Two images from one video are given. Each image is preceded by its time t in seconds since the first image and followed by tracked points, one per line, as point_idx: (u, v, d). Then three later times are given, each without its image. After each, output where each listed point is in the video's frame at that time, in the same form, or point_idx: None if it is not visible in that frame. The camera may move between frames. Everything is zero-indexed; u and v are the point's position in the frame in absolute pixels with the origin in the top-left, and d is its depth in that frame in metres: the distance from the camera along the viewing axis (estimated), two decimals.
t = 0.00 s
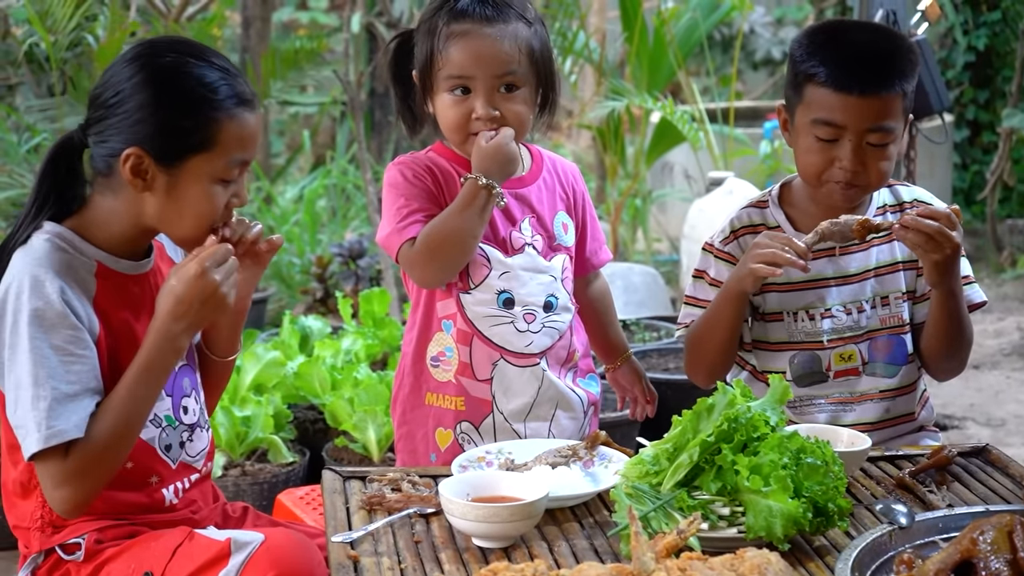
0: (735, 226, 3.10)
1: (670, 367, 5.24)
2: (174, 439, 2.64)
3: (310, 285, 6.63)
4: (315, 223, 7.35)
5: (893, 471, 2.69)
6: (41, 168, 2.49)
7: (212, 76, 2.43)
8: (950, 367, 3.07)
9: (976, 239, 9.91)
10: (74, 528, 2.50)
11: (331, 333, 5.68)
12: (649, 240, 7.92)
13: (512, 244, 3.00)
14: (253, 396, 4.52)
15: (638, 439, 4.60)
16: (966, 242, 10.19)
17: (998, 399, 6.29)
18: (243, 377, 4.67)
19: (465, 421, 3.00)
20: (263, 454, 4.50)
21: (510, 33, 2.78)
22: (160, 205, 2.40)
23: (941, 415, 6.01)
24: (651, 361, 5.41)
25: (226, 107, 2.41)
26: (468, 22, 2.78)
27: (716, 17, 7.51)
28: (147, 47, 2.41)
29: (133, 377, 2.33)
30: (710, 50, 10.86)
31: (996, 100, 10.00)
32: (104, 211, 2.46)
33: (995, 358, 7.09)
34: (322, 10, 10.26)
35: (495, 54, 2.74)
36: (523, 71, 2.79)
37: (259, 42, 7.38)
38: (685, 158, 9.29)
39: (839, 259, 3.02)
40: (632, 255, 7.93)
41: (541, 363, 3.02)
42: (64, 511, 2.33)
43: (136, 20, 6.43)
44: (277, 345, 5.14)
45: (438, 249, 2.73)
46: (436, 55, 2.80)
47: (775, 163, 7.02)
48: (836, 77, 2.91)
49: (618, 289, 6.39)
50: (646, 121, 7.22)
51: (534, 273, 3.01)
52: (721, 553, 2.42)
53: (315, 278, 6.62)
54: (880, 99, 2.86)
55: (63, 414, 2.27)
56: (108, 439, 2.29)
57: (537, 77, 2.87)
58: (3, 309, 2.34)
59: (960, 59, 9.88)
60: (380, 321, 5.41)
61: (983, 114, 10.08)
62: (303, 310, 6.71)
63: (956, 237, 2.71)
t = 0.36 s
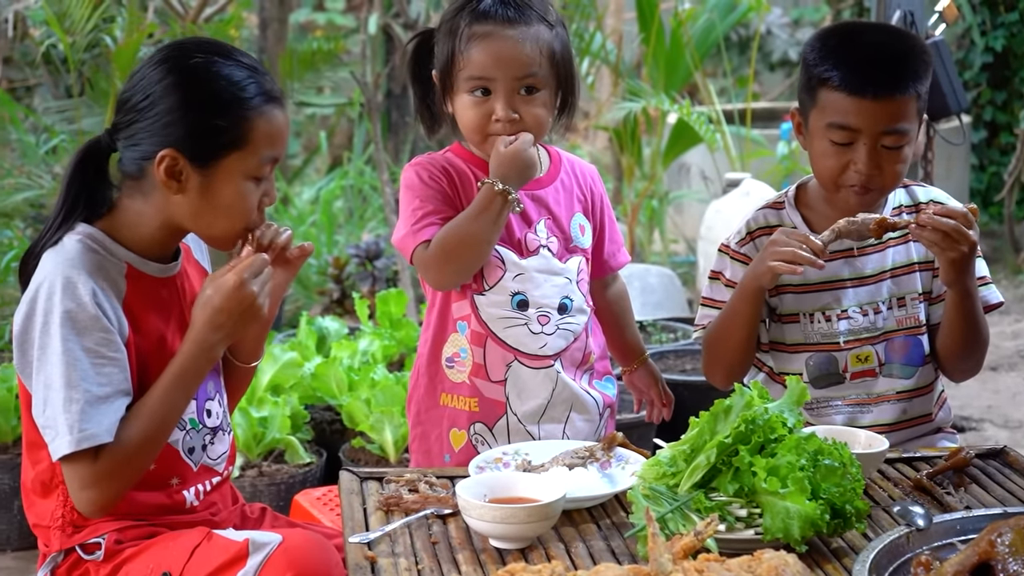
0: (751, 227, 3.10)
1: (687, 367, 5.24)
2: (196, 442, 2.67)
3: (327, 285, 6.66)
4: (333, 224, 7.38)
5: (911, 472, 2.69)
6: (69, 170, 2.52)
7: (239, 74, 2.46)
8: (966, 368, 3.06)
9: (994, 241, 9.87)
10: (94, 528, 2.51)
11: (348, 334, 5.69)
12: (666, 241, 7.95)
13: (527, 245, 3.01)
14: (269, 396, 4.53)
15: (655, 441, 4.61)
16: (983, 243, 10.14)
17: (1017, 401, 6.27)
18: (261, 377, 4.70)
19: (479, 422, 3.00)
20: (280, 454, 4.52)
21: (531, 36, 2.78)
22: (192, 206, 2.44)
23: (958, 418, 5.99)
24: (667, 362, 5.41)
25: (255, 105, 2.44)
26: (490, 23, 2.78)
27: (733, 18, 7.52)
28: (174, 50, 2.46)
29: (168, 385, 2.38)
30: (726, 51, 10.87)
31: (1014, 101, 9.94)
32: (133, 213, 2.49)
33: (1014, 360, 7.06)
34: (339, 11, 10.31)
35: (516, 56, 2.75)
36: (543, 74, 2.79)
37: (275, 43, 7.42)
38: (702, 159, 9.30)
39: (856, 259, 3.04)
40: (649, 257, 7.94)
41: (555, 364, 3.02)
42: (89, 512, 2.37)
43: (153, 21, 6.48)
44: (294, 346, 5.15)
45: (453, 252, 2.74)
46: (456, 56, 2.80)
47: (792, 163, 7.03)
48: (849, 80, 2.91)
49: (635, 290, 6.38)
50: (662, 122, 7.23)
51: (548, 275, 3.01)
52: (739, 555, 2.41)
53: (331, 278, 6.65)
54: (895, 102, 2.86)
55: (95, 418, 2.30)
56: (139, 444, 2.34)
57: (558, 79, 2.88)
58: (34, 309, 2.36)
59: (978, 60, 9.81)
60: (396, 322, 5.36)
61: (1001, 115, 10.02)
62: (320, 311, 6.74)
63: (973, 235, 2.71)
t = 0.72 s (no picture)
0: (766, 228, 3.10)
1: (702, 368, 5.26)
2: (213, 443, 2.68)
3: (342, 286, 6.70)
4: (350, 226, 7.43)
5: (927, 474, 2.69)
6: (88, 170, 2.54)
7: (261, 86, 2.47)
8: (982, 367, 3.05)
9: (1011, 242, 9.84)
10: (111, 528, 2.52)
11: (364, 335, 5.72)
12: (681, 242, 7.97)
13: (540, 246, 3.01)
14: (285, 397, 4.56)
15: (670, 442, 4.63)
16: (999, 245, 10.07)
17: None
18: (277, 378, 4.74)
19: (493, 423, 3.01)
20: (295, 455, 4.55)
21: (549, 35, 2.79)
22: (211, 213, 2.46)
23: (974, 419, 5.97)
24: (683, 363, 5.42)
25: (278, 119, 2.46)
26: (508, 22, 2.78)
27: (749, 18, 7.53)
28: (199, 56, 2.46)
29: (184, 388, 2.38)
30: (742, 52, 10.87)
31: None
32: (151, 214, 2.51)
33: None
34: (355, 12, 10.36)
35: (532, 55, 2.75)
36: (560, 73, 2.79)
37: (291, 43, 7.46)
38: (717, 160, 9.32)
39: (872, 260, 3.04)
40: (664, 258, 7.95)
41: (569, 365, 3.03)
42: (105, 513, 2.38)
43: (171, 22, 6.52)
44: (310, 347, 5.17)
45: (464, 255, 2.75)
46: (474, 56, 2.81)
47: (808, 164, 7.05)
48: (863, 80, 2.91)
49: (649, 292, 6.40)
50: (678, 123, 7.25)
51: (562, 276, 3.02)
52: (755, 556, 2.40)
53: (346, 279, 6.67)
54: (910, 102, 2.85)
55: (112, 420, 2.31)
56: (154, 446, 2.34)
57: (574, 79, 2.88)
58: (53, 309, 2.38)
59: (994, 61, 9.74)
60: (411, 323, 5.42)
61: (1018, 116, 9.91)
62: (335, 312, 6.78)
63: (987, 237, 2.69)
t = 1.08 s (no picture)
0: (780, 231, 3.11)
1: (715, 371, 5.27)
2: (227, 445, 2.70)
3: (356, 288, 6.74)
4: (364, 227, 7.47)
5: (941, 478, 2.69)
6: (106, 169, 2.56)
7: (278, 89, 2.48)
8: (994, 372, 3.06)
9: None
10: (126, 529, 2.53)
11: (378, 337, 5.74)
12: (695, 244, 7.99)
13: (554, 248, 3.02)
14: (299, 399, 4.58)
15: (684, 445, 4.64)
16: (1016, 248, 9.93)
17: None
18: (292, 379, 4.76)
19: (508, 424, 3.02)
20: (309, 456, 4.57)
21: (564, 37, 2.79)
22: (219, 215, 2.46)
23: (989, 422, 5.94)
24: (698, 366, 5.43)
25: (292, 122, 2.46)
26: (522, 24, 2.79)
27: (764, 21, 7.53)
28: (218, 57, 2.48)
29: (205, 396, 2.40)
30: (756, 54, 10.87)
31: None
32: (166, 215, 2.52)
33: None
34: (369, 14, 10.40)
35: (546, 56, 2.75)
36: (574, 75, 2.80)
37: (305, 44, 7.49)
38: (732, 162, 9.34)
39: (885, 263, 3.04)
40: (679, 260, 7.97)
41: (584, 367, 3.03)
42: (114, 514, 2.39)
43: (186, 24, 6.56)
44: (324, 349, 5.19)
45: (477, 260, 2.78)
46: (488, 57, 2.81)
47: (823, 167, 7.06)
48: (874, 78, 2.91)
49: (664, 294, 6.43)
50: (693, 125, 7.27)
51: (575, 278, 3.02)
52: (768, 559, 2.37)
53: (360, 280, 6.70)
54: (923, 99, 2.85)
55: (125, 422, 2.32)
56: (167, 452, 2.36)
57: (588, 82, 2.89)
58: (68, 311, 2.38)
59: (1010, 64, 9.53)
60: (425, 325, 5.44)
61: None
62: (349, 314, 6.81)
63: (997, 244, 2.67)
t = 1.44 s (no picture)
0: (796, 228, 3.12)
1: (728, 373, 5.28)
2: (245, 445, 2.72)
3: (369, 289, 6.77)
4: (377, 229, 7.49)
5: (954, 480, 2.68)
6: (122, 168, 2.59)
7: (290, 89, 2.49)
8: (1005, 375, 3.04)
9: None
10: (139, 530, 2.54)
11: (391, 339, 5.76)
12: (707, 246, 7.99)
13: (563, 249, 3.02)
14: (312, 400, 4.60)
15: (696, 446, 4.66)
16: None
17: None
18: (305, 380, 4.79)
19: (523, 426, 3.03)
20: (322, 457, 4.59)
21: (583, 61, 2.80)
22: (224, 208, 2.46)
23: (1001, 423, 5.93)
24: (711, 367, 5.49)
25: (302, 123, 2.46)
26: (542, 49, 2.81)
27: (777, 22, 7.54)
28: (233, 55, 2.50)
29: (231, 402, 2.43)
30: (769, 56, 10.87)
31: None
32: (177, 215, 2.53)
33: None
34: (382, 15, 10.43)
35: (567, 83, 2.77)
36: (592, 99, 2.81)
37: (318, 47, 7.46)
38: (744, 164, 9.35)
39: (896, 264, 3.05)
40: (692, 261, 7.97)
41: (597, 367, 3.03)
42: (133, 516, 2.40)
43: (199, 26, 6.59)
44: (336, 351, 5.21)
45: (474, 276, 2.88)
46: (507, 78, 2.82)
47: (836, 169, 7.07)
48: (881, 74, 2.91)
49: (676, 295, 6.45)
50: (706, 126, 7.28)
51: (585, 278, 3.03)
52: (781, 560, 2.38)
53: (373, 282, 6.72)
54: (927, 95, 2.86)
55: (145, 425, 2.34)
56: (189, 455, 2.38)
57: (605, 98, 2.90)
58: (86, 313, 2.39)
59: None
60: (438, 326, 5.46)
61: None
62: (362, 315, 6.83)
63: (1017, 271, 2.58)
